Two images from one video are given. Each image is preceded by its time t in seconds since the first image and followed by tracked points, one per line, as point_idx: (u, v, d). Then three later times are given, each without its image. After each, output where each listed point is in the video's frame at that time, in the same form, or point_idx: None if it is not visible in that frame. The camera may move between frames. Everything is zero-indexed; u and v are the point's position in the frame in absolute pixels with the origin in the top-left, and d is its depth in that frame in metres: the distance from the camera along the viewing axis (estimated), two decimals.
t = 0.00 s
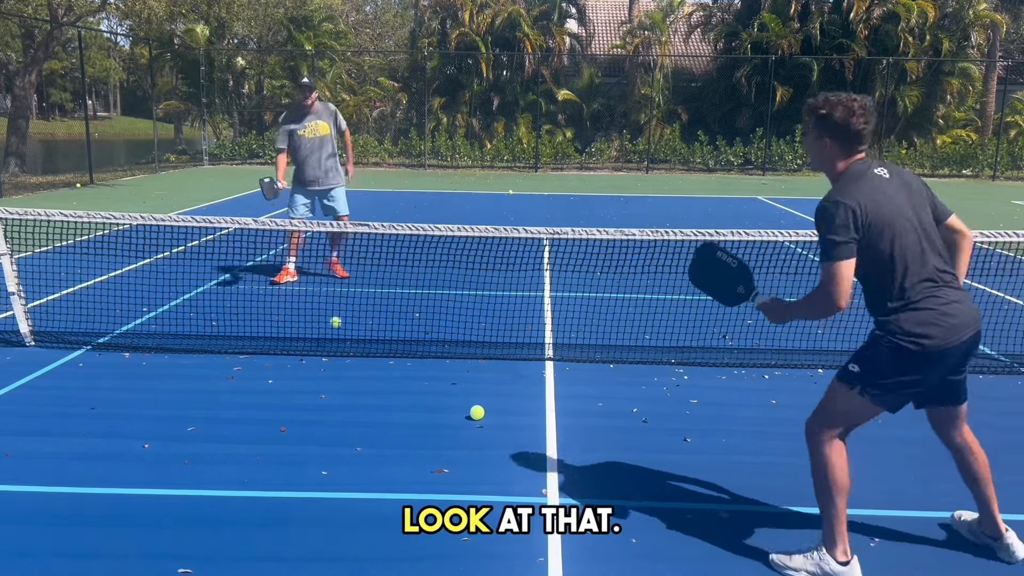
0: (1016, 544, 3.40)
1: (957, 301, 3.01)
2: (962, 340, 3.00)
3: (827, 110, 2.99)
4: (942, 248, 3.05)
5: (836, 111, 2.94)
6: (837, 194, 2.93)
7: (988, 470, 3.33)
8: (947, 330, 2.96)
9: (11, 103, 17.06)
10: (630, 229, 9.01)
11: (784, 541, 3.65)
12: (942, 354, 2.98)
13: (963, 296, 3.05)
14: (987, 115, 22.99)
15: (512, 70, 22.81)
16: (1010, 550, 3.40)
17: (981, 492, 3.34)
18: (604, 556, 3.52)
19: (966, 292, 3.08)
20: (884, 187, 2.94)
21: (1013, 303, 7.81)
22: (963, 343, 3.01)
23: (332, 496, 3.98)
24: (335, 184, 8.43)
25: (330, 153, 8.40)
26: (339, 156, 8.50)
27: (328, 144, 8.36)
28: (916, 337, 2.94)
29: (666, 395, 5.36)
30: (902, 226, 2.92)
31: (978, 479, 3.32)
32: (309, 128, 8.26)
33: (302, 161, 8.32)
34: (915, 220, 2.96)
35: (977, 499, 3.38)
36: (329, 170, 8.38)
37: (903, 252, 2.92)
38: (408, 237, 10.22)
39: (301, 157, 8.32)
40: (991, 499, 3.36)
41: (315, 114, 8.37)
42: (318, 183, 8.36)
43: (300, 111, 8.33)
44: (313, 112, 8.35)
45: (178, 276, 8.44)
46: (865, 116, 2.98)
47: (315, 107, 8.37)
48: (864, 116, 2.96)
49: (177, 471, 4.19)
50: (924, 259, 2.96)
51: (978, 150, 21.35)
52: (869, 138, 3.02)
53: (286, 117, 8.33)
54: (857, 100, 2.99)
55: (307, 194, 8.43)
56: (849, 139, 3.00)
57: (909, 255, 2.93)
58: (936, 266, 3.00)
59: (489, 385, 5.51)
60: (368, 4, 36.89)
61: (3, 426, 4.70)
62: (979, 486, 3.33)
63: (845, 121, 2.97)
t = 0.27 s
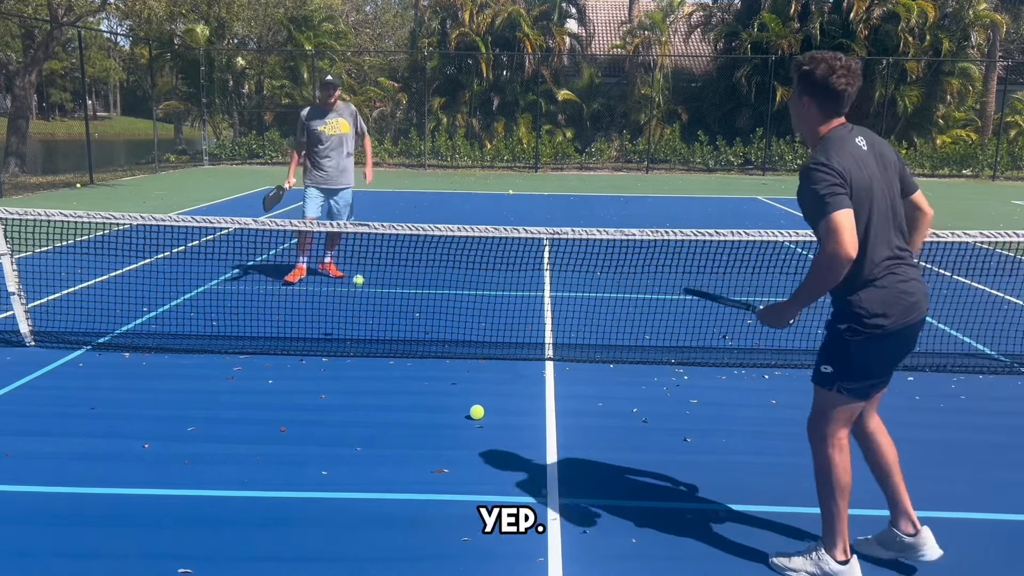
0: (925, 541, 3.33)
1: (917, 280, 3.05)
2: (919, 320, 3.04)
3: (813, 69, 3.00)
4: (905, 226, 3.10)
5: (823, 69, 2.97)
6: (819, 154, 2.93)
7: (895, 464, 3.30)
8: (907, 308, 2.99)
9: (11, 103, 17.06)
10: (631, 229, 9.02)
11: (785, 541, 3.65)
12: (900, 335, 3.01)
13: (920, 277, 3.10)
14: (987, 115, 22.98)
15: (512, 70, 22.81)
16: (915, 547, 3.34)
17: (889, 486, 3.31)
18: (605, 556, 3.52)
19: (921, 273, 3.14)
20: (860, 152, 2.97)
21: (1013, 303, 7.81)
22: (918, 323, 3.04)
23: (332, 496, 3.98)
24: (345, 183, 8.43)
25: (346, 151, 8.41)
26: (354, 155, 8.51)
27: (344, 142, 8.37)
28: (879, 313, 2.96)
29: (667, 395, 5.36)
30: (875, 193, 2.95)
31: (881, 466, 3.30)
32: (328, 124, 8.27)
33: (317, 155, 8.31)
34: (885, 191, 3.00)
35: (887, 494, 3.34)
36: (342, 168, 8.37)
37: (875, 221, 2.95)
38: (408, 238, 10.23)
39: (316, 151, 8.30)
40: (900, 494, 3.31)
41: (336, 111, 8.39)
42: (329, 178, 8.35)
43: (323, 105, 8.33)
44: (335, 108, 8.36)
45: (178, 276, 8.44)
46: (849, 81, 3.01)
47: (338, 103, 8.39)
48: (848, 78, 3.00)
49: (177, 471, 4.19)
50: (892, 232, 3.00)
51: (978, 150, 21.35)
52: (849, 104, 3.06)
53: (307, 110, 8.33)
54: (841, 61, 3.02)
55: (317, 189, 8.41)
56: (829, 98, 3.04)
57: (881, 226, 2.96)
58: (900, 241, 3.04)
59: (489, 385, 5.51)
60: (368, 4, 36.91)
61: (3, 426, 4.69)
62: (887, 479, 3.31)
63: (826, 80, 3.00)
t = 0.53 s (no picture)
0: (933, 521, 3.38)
1: (887, 294, 3.06)
2: (878, 334, 3.05)
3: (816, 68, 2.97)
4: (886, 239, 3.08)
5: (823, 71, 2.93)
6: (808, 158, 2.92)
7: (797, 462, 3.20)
8: (870, 321, 3.01)
9: (11, 103, 17.07)
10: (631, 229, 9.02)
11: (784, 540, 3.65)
12: (855, 346, 3.03)
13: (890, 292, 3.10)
14: (987, 115, 22.98)
15: (513, 70, 22.84)
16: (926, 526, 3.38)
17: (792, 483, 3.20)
18: (605, 556, 3.51)
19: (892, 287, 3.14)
20: (852, 160, 2.95)
21: (1013, 303, 7.81)
22: (876, 336, 3.06)
23: (332, 496, 3.97)
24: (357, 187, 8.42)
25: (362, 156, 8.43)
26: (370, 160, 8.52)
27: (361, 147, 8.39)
28: (844, 325, 2.99)
29: (666, 395, 5.36)
30: (860, 203, 2.93)
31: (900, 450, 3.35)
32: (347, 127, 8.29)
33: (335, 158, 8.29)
34: (871, 202, 2.98)
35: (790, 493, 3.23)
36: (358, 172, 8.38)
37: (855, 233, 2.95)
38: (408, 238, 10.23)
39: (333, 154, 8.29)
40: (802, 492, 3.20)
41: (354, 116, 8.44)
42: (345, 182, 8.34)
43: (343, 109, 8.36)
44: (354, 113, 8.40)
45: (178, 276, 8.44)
46: (849, 84, 2.97)
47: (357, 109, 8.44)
48: (848, 81, 2.95)
49: (176, 471, 4.19)
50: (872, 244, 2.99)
51: (978, 150, 21.35)
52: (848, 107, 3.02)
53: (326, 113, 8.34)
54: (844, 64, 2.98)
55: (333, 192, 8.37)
56: (827, 100, 2.99)
57: (860, 238, 2.95)
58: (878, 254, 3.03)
59: (488, 386, 5.51)
60: (368, 5, 36.92)
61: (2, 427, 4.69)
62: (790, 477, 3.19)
63: (826, 80, 2.96)
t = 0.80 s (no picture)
0: (983, 521, 3.53)
1: (942, 272, 3.16)
2: (936, 312, 3.17)
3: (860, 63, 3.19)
4: (944, 218, 3.19)
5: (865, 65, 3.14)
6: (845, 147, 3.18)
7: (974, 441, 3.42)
8: (922, 297, 3.14)
9: (14, 103, 17.07)
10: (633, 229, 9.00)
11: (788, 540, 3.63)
12: (916, 324, 3.17)
13: (953, 271, 3.19)
14: (990, 114, 22.92)
15: (515, 70, 22.84)
16: (974, 526, 3.54)
17: (966, 464, 3.43)
18: (608, 556, 3.51)
19: (959, 266, 3.22)
20: (892, 146, 3.13)
21: (1016, 303, 7.78)
22: (937, 314, 3.17)
23: (334, 496, 3.97)
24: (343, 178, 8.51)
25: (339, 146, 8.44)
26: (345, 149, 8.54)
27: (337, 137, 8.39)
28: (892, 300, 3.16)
29: (669, 395, 5.35)
30: (898, 185, 3.11)
31: (962, 447, 3.42)
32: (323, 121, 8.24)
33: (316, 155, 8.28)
34: (917, 184, 3.12)
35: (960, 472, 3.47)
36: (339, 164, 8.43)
37: (895, 214, 3.12)
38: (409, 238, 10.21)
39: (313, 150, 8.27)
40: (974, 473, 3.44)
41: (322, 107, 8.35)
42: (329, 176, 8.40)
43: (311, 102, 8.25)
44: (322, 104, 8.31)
45: (179, 276, 8.43)
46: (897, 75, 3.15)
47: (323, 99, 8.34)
48: (894, 71, 3.13)
49: (178, 471, 4.18)
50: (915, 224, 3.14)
51: (981, 150, 21.29)
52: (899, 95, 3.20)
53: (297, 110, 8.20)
54: (890, 56, 3.17)
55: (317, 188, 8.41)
56: (879, 91, 3.19)
57: (901, 218, 3.13)
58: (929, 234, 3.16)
59: (490, 385, 5.50)
60: (371, 6, 36.92)
61: (3, 426, 4.69)
62: (965, 457, 3.43)
63: (875, 73, 3.16)
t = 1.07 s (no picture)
0: (988, 534, 3.48)
1: (970, 282, 3.16)
2: (961, 322, 3.16)
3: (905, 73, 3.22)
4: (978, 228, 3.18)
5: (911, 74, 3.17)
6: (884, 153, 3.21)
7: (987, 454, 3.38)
8: (945, 305, 3.14)
9: (14, 103, 17.08)
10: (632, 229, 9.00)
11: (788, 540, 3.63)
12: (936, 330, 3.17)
13: (982, 282, 3.18)
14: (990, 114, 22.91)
15: (515, 70, 22.86)
16: (978, 537, 3.50)
17: (977, 477, 3.41)
18: (609, 556, 3.50)
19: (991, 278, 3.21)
20: (929, 154, 3.15)
21: (1015, 303, 7.78)
22: (961, 324, 3.16)
23: (333, 496, 3.96)
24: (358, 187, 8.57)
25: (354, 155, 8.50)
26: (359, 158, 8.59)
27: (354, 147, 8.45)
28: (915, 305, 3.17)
29: (669, 395, 5.35)
30: (933, 192, 3.12)
31: (973, 456, 3.38)
32: (340, 131, 8.28)
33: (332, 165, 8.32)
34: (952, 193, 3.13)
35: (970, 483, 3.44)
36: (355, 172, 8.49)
37: (927, 220, 3.14)
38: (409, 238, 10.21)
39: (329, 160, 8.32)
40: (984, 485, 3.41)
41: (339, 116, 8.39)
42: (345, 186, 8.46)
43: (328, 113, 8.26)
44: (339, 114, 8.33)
45: (179, 276, 8.43)
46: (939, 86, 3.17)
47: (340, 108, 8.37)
48: (938, 82, 3.16)
49: (178, 470, 4.18)
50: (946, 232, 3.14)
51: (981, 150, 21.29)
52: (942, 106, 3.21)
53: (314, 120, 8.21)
54: (936, 68, 3.19)
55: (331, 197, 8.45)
56: (921, 100, 3.21)
57: (932, 225, 3.14)
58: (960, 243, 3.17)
59: (491, 385, 5.49)
60: (370, 6, 36.93)
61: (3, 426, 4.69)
62: (976, 470, 3.39)
63: (920, 84, 3.19)
